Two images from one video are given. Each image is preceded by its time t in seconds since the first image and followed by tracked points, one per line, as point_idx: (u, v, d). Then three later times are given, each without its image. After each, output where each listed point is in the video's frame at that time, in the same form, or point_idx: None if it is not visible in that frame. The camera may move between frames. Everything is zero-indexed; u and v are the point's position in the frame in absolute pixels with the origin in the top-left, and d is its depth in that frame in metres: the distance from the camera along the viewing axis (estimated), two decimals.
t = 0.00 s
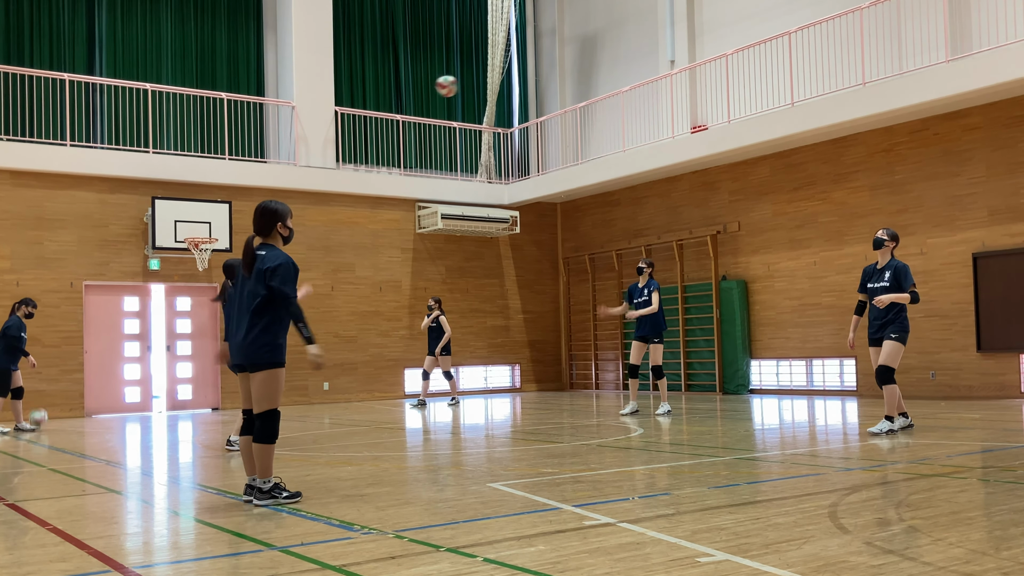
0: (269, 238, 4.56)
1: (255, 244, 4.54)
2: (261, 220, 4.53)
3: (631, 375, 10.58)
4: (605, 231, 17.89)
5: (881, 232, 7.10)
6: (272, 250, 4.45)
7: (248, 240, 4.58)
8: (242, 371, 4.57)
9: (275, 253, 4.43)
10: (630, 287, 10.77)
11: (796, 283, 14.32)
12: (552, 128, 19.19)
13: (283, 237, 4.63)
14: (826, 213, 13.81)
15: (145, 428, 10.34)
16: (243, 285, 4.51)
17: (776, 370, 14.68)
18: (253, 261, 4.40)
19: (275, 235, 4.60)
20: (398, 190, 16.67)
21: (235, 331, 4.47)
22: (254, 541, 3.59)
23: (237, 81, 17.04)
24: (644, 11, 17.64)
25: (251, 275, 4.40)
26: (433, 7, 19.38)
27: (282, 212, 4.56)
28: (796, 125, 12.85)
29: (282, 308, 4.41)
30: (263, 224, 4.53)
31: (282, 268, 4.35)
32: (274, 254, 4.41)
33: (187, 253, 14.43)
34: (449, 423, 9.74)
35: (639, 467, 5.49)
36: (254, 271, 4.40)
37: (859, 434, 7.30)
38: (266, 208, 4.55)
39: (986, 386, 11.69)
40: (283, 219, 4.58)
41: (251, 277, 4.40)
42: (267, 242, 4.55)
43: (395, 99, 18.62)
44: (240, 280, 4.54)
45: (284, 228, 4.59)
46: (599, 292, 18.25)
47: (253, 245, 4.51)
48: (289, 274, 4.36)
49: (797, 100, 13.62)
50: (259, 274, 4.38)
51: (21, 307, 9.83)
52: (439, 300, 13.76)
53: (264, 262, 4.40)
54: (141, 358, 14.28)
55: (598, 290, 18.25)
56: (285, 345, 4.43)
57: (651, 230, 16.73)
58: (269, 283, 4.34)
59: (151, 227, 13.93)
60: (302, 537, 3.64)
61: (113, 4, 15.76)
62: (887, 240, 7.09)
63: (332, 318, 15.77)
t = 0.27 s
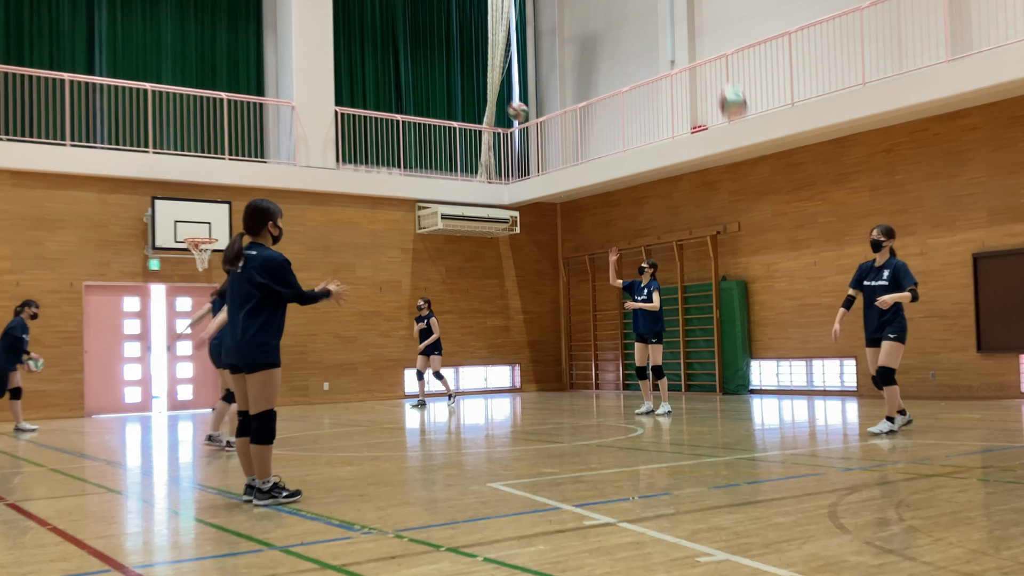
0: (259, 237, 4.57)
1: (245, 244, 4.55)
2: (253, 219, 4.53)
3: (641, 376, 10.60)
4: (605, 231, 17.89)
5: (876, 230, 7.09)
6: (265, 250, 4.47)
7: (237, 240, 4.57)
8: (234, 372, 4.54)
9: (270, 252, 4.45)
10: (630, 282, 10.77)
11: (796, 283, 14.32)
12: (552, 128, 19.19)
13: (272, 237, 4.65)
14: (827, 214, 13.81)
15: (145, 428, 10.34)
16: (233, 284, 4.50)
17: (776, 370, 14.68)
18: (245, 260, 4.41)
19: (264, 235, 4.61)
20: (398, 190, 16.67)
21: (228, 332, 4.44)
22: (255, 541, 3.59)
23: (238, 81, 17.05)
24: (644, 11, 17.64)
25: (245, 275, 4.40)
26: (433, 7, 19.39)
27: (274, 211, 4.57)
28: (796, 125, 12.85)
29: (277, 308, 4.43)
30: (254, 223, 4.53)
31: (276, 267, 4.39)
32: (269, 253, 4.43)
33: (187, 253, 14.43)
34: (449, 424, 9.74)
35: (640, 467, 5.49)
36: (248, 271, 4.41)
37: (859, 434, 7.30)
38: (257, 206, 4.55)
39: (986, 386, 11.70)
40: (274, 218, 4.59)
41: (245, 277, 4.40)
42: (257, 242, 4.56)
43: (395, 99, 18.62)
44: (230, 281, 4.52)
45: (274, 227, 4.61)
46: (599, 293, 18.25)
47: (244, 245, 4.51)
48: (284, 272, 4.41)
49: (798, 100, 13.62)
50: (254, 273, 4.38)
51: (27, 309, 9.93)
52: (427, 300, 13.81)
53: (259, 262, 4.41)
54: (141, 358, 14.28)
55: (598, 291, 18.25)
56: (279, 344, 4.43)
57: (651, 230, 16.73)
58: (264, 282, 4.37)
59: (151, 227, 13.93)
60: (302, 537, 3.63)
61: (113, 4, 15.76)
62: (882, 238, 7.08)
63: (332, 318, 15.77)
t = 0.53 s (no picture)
0: (258, 237, 4.56)
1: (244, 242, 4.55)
2: (252, 218, 4.53)
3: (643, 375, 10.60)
4: (605, 231, 17.88)
5: (874, 230, 7.06)
6: (264, 250, 4.47)
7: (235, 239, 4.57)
8: (232, 372, 4.54)
9: (269, 251, 4.45)
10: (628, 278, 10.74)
11: (796, 283, 14.32)
12: (552, 127, 19.19)
13: (272, 237, 4.64)
14: (827, 213, 13.81)
15: (145, 428, 10.34)
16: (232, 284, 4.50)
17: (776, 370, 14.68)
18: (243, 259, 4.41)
19: (264, 234, 4.61)
20: (398, 190, 16.67)
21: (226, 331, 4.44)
22: (254, 541, 3.59)
23: (238, 81, 17.04)
24: (644, 11, 17.64)
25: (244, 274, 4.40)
26: (433, 7, 19.38)
27: (274, 211, 4.57)
28: (796, 125, 12.85)
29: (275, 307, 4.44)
30: (253, 222, 4.53)
31: (275, 266, 4.39)
32: (268, 252, 4.43)
33: (187, 253, 14.42)
34: (449, 423, 9.73)
35: (640, 467, 5.49)
36: (247, 271, 4.41)
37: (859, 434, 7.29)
38: (256, 206, 4.55)
39: (986, 386, 11.69)
40: (273, 217, 4.59)
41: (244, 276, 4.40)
42: (257, 241, 4.56)
43: (395, 98, 18.61)
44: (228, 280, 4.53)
45: (274, 227, 4.60)
46: (599, 292, 18.25)
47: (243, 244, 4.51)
48: (283, 272, 4.41)
49: (798, 100, 13.62)
50: (252, 272, 4.38)
51: (10, 306, 9.89)
52: (420, 300, 13.82)
53: (258, 261, 4.41)
54: (141, 358, 14.27)
55: (598, 290, 18.24)
56: (278, 344, 4.43)
57: (651, 230, 16.73)
58: (263, 281, 4.37)
59: (151, 227, 13.93)
60: (302, 537, 3.63)
61: (113, 4, 15.76)
62: (879, 237, 7.04)
63: (332, 318, 15.77)
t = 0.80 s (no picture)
0: (258, 236, 4.56)
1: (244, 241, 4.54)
2: (252, 218, 4.53)
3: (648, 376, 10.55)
4: (605, 231, 17.89)
5: (873, 230, 7.04)
6: (263, 249, 4.46)
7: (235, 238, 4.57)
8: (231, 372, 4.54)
9: (268, 251, 4.45)
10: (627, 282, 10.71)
11: (796, 283, 14.32)
12: (552, 128, 19.19)
13: (272, 236, 4.64)
14: (826, 214, 13.81)
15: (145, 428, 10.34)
16: (231, 283, 4.50)
17: (776, 370, 14.68)
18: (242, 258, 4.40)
19: (264, 234, 4.60)
20: (398, 190, 16.67)
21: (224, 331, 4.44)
22: (254, 541, 3.59)
23: (238, 81, 17.04)
24: (644, 11, 17.64)
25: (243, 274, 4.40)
26: (433, 7, 19.38)
27: (274, 211, 4.57)
28: (796, 125, 12.85)
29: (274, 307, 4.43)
30: (253, 222, 4.53)
31: (275, 266, 4.38)
32: (268, 252, 4.42)
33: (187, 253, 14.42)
34: (449, 423, 9.74)
35: (641, 467, 5.49)
36: (246, 271, 4.41)
37: (858, 434, 7.30)
38: (256, 205, 4.55)
39: (986, 386, 11.69)
40: (273, 217, 4.58)
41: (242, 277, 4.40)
42: (256, 240, 4.55)
43: (395, 99, 18.61)
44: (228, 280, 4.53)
45: (274, 227, 4.60)
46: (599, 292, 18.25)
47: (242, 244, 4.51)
48: (283, 271, 4.40)
49: (798, 100, 13.62)
50: (251, 272, 4.38)
51: None
52: (421, 302, 13.79)
53: (257, 261, 4.41)
54: (141, 358, 14.27)
55: (598, 290, 18.24)
56: (277, 344, 4.43)
57: (651, 230, 16.73)
58: (262, 280, 4.36)
59: (151, 227, 13.93)
60: (301, 537, 3.63)
61: (113, 4, 15.75)
62: (877, 238, 7.02)
63: (332, 318, 15.77)
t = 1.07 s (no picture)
0: (259, 236, 4.56)
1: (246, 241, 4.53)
2: (252, 218, 4.53)
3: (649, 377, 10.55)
4: (605, 231, 17.89)
5: (871, 229, 7.04)
6: (264, 249, 4.46)
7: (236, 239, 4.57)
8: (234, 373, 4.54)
9: (269, 251, 4.44)
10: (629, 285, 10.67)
11: (796, 283, 14.32)
12: (552, 127, 19.20)
13: (274, 236, 4.63)
14: (826, 213, 13.81)
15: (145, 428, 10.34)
16: (233, 283, 4.49)
17: (776, 370, 14.68)
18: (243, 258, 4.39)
19: (265, 233, 4.60)
20: (398, 190, 16.67)
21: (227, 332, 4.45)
22: (254, 541, 3.58)
23: (238, 81, 17.04)
24: (644, 11, 17.64)
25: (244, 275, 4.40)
26: (433, 7, 19.38)
27: (274, 210, 4.56)
28: (796, 125, 12.85)
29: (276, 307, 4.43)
30: (254, 222, 4.53)
31: (276, 265, 4.38)
32: (268, 252, 4.42)
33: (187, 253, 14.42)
34: (449, 423, 9.73)
35: (641, 467, 5.49)
36: (247, 271, 4.41)
37: (858, 434, 7.30)
38: (257, 205, 4.55)
39: (986, 386, 11.69)
40: (275, 217, 4.58)
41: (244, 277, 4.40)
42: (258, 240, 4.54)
43: (395, 99, 18.61)
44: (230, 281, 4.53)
45: (275, 226, 4.60)
46: (599, 292, 18.24)
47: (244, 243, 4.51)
48: (284, 271, 4.40)
49: (798, 100, 13.62)
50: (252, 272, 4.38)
51: None
52: (421, 303, 13.78)
53: (258, 261, 4.41)
54: (141, 358, 14.27)
55: (598, 290, 18.24)
56: (280, 344, 4.43)
57: (651, 230, 16.73)
58: (264, 280, 4.36)
59: (151, 227, 13.93)
60: (301, 537, 3.63)
61: (113, 4, 15.76)
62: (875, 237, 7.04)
63: (332, 318, 15.77)
